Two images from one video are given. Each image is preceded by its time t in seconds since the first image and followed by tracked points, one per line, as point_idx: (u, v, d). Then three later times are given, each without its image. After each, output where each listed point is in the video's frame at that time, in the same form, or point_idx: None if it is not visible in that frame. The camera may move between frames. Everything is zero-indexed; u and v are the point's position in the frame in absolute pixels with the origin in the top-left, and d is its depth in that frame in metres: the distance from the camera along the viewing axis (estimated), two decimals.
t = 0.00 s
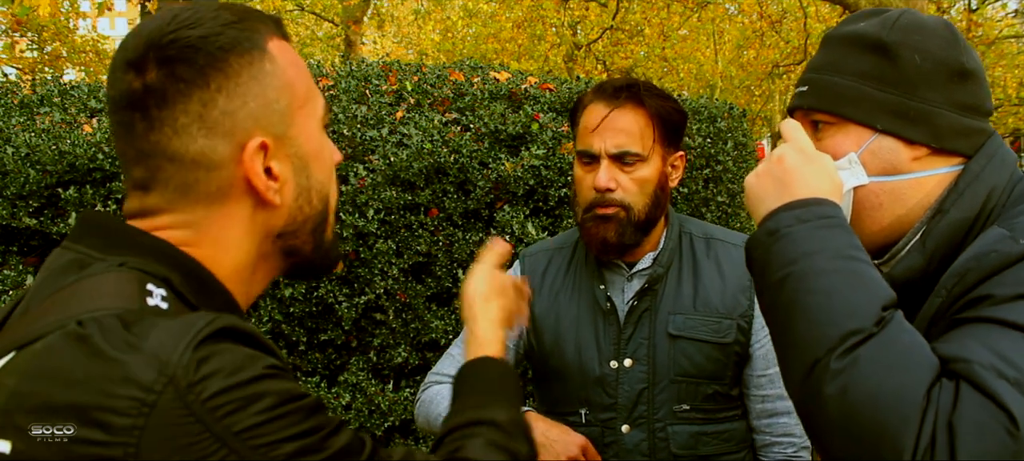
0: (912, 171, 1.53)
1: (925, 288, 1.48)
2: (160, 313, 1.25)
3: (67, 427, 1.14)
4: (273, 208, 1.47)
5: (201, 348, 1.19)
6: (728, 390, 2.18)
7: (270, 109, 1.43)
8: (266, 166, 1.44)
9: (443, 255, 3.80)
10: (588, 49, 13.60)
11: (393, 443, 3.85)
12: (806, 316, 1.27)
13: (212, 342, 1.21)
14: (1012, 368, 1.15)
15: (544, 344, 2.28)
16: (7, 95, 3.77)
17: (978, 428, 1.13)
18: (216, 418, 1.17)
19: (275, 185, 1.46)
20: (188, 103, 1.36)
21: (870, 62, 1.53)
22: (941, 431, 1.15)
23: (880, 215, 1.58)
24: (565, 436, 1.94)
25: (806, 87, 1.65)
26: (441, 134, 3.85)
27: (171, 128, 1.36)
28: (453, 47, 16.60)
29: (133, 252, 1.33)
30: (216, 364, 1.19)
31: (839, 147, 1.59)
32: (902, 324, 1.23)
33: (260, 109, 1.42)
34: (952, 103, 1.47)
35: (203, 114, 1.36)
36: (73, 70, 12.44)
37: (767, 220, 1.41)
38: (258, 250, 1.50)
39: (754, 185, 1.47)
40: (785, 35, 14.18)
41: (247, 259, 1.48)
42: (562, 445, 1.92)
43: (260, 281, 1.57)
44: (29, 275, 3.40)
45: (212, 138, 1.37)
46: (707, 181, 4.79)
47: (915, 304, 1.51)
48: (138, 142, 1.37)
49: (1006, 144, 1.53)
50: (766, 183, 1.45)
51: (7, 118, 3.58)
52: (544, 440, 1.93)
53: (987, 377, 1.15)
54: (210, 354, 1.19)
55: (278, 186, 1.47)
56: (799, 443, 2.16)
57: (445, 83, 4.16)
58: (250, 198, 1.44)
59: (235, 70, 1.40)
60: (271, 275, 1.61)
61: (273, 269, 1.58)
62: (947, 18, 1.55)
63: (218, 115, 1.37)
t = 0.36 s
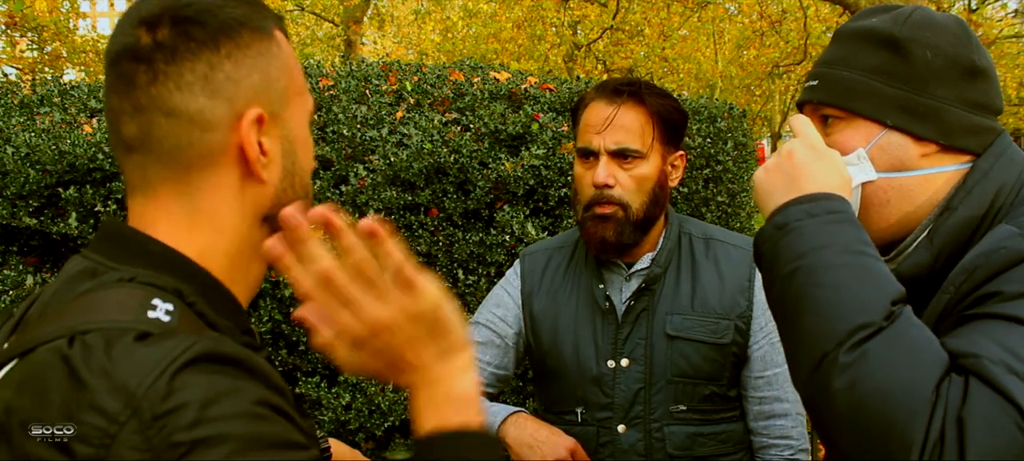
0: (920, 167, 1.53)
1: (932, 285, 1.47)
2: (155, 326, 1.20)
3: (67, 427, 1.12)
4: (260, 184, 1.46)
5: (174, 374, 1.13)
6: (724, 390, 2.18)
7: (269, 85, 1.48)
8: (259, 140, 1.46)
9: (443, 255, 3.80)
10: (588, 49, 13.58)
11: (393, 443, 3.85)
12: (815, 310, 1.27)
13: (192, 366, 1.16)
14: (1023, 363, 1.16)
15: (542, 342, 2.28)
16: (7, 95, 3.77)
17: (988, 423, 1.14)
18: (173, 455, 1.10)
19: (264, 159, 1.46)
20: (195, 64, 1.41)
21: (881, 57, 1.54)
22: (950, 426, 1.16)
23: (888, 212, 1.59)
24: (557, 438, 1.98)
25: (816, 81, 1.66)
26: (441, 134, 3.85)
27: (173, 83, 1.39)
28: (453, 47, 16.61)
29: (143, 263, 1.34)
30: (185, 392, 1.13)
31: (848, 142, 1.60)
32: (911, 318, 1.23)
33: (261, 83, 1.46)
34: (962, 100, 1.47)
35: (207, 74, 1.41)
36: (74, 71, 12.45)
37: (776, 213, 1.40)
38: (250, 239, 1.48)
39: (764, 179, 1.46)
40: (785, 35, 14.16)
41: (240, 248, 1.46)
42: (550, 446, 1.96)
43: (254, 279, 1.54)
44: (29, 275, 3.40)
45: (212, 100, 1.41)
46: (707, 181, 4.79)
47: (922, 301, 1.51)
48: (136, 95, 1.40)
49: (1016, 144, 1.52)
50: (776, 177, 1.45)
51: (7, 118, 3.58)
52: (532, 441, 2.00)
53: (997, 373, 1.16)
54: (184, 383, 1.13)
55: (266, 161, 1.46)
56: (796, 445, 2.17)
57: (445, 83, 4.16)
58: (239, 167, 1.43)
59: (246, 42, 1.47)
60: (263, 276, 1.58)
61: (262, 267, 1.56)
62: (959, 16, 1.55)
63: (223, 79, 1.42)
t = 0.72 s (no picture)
0: (917, 170, 1.53)
1: (933, 286, 1.46)
2: (154, 336, 1.19)
3: (67, 427, 1.12)
4: (251, 168, 1.49)
5: (147, 409, 1.13)
6: (726, 387, 2.18)
7: (250, 70, 1.52)
8: (246, 123, 1.49)
9: (443, 255, 3.80)
10: (588, 49, 13.56)
11: (393, 443, 3.85)
12: (803, 334, 1.26)
13: (168, 401, 1.14)
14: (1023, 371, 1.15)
15: (541, 341, 2.28)
16: (7, 95, 3.77)
17: (989, 431, 1.13)
18: None
19: (252, 142, 1.49)
20: (175, 49, 1.45)
21: (872, 62, 1.54)
22: (951, 436, 1.16)
23: (887, 216, 1.57)
24: (563, 439, 1.91)
25: (808, 90, 1.66)
26: (441, 134, 3.86)
27: (156, 69, 1.43)
28: (453, 47, 16.61)
29: (153, 267, 1.36)
30: (155, 429, 1.12)
31: (844, 149, 1.59)
32: (899, 334, 1.23)
33: (242, 67, 1.51)
34: (956, 101, 1.48)
35: (190, 60, 1.45)
36: (73, 71, 12.44)
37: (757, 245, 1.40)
38: (249, 227, 1.51)
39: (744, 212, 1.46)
40: (786, 35, 14.16)
41: (240, 237, 1.49)
42: (560, 449, 1.90)
43: (257, 273, 1.57)
44: (28, 275, 3.40)
45: (196, 84, 1.44)
46: (707, 181, 4.79)
47: (920, 301, 1.50)
48: (119, 86, 1.43)
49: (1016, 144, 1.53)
50: (756, 210, 1.44)
51: (7, 118, 3.58)
52: (542, 445, 1.94)
53: (998, 381, 1.15)
54: (160, 415, 1.13)
55: (255, 144, 1.50)
56: (795, 442, 2.17)
57: (445, 84, 4.16)
58: (229, 148, 1.46)
59: (223, 28, 1.52)
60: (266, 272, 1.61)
61: (263, 262, 1.58)
62: (946, 17, 1.55)
63: (204, 64, 1.46)
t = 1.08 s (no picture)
0: (926, 167, 1.53)
1: (938, 287, 1.46)
2: (143, 290, 1.22)
3: (67, 427, 1.12)
4: (267, 161, 1.52)
5: (122, 354, 1.14)
6: (723, 387, 2.18)
7: (253, 66, 1.53)
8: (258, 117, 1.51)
9: (443, 255, 3.80)
10: (588, 49, 13.55)
11: (393, 443, 3.85)
12: (815, 352, 1.27)
13: (143, 347, 1.16)
14: None
15: (541, 339, 2.28)
16: (7, 95, 3.77)
17: (1000, 449, 1.13)
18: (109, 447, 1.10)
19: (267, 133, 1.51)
20: (180, 54, 1.45)
21: (883, 57, 1.54)
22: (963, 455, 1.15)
23: (895, 211, 1.59)
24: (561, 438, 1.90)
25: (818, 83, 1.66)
26: (441, 134, 3.85)
27: (164, 75, 1.43)
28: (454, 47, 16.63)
29: (153, 244, 1.38)
30: (131, 371, 1.14)
31: (854, 143, 1.60)
32: (907, 348, 1.24)
33: (245, 64, 1.51)
34: (966, 98, 1.48)
35: (196, 63, 1.45)
36: (73, 71, 12.45)
37: (765, 259, 1.40)
38: (259, 214, 1.51)
39: (754, 224, 1.46)
40: (786, 35, 14.13)
41: (250, 225, 1.50)
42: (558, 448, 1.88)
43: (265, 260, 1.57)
44: (29, 275, 3.40)
45: (206, 85, 1.45)
46: (707, 181, 4.79)
47: (924, 301, 1.49)
48: (131, 97, 1.43)
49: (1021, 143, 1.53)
50: (761, 224, 1.45)
51: (7, 118, 3.58)
52: (540, 444, 1.92)
53: (1009, 398, 1.15)
54: (138, 360, 1.15)
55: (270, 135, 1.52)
56: (794, 444, 2.14)
57: (445, 83, 4.16)
58: (246, 142, 1.48)
59: (220, 28, 1.52)
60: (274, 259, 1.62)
61: (272, 251, 1.59)
62: (960, 14, 1.54)
63: (210, 64, 1.46)
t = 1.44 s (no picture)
0: (935, 164, 1.53)
1: (946, 285, 1.46)
2: (163, 284, 1.23)
3: (67, 427, 1.12)
4: (275, 172, 1.52)
5: (148, 340, 1.15)
6: (724, 388, 2.18)
7: (272, 75, 1.54)
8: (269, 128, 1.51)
9: (443, 254, 3.80)
10: (588, 49, 13.55)
11: (393, 443, 3.85)
12: (829, 348, 1.28)
13: (169, 334, 1.17)
14: None
15: (542, 340, 2.29)
16: (7, 95, 3.77)
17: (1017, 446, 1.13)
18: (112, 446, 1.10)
19: (277, 147, 1.51)
20: (199, 59, 1.45)
21: (893, 55, 1.54)
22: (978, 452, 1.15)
23: (903, 209, 1.58)
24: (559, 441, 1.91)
25: (828, 81, 1.67)
26: (441, 134, 3.85)
27: (180, 80, 1.44)
28: (454, 47, 16.63)
29: (162, 243, 1.39)
30: (156, 356, 1.14)
31: (861, 140, 1.60)
32: (924, 344, 1.24)
33: (264, 73, 1.52)
34: (976, 97, 1.48)
35: (213, 70, 1.46)
36: (73, 71, 12.48)
37: (780, 251, 1.42)
38: (270, 223, 1.53)
39: (770, 216, 1.48)
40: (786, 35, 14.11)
41: (259, 231, 1.51)
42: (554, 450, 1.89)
43: (272, 266, 1.59)
44: (29, 275, 3.40)
45: (220, 93, 1.45)
46: (707, 181, 4.79)
47: (933, 300, 1.49)
48: (147, 97, 1.43)
49: None
50: (776, 217, 1.47)
51: (7, 118, 3.58)
52: (537, 445, 1.93)
53: None
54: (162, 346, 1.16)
55: (279, 148, 1.52)
56: (795, 444, 2.16)
57: (445, 83, 4.16)
58: (253, 153, 1.48)
59: (244, 35, 1.53)
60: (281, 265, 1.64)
61: (280, 255, 1.61)
62: (970, 14, 1.55)
63: (228, 72, 1.47)
